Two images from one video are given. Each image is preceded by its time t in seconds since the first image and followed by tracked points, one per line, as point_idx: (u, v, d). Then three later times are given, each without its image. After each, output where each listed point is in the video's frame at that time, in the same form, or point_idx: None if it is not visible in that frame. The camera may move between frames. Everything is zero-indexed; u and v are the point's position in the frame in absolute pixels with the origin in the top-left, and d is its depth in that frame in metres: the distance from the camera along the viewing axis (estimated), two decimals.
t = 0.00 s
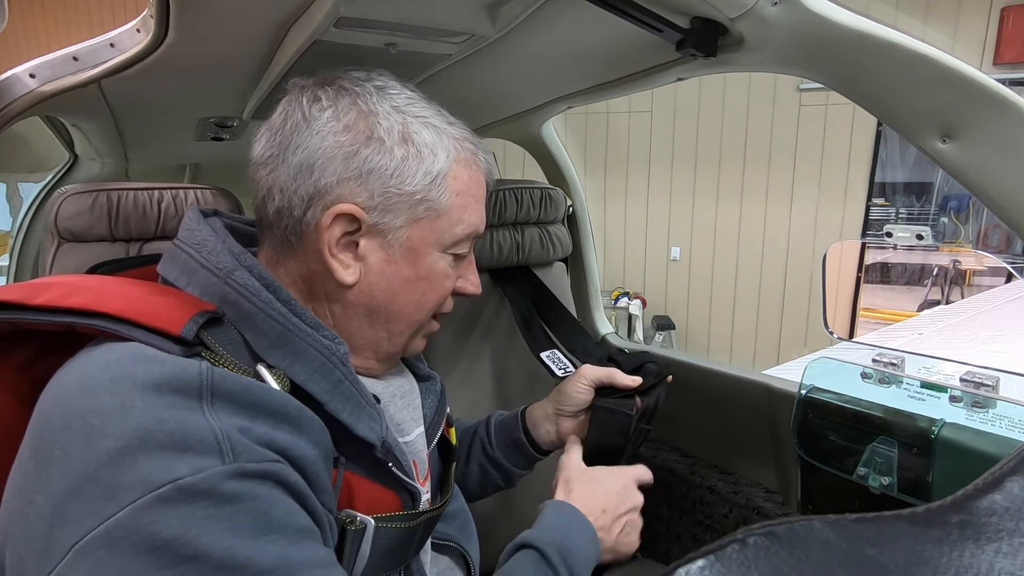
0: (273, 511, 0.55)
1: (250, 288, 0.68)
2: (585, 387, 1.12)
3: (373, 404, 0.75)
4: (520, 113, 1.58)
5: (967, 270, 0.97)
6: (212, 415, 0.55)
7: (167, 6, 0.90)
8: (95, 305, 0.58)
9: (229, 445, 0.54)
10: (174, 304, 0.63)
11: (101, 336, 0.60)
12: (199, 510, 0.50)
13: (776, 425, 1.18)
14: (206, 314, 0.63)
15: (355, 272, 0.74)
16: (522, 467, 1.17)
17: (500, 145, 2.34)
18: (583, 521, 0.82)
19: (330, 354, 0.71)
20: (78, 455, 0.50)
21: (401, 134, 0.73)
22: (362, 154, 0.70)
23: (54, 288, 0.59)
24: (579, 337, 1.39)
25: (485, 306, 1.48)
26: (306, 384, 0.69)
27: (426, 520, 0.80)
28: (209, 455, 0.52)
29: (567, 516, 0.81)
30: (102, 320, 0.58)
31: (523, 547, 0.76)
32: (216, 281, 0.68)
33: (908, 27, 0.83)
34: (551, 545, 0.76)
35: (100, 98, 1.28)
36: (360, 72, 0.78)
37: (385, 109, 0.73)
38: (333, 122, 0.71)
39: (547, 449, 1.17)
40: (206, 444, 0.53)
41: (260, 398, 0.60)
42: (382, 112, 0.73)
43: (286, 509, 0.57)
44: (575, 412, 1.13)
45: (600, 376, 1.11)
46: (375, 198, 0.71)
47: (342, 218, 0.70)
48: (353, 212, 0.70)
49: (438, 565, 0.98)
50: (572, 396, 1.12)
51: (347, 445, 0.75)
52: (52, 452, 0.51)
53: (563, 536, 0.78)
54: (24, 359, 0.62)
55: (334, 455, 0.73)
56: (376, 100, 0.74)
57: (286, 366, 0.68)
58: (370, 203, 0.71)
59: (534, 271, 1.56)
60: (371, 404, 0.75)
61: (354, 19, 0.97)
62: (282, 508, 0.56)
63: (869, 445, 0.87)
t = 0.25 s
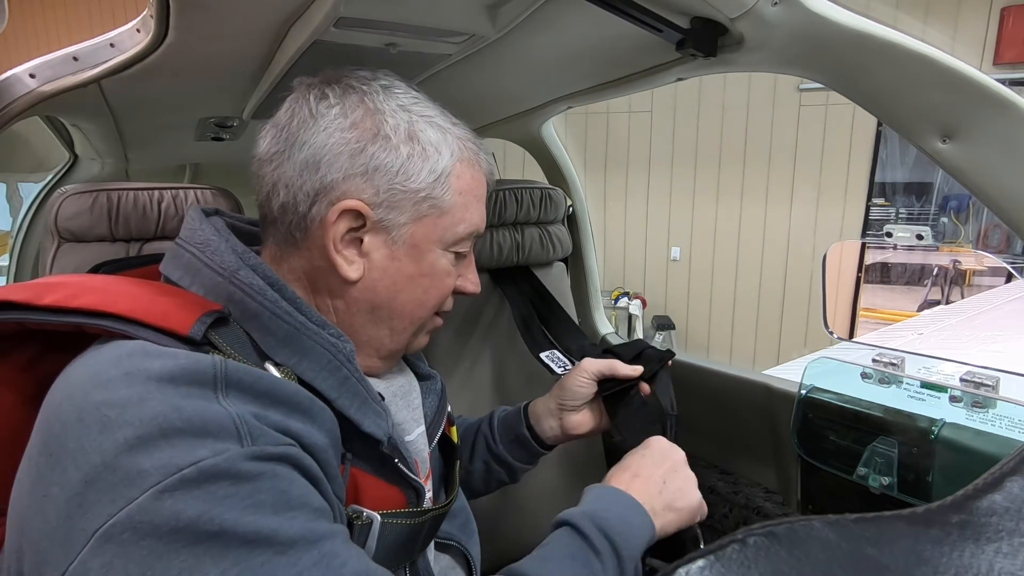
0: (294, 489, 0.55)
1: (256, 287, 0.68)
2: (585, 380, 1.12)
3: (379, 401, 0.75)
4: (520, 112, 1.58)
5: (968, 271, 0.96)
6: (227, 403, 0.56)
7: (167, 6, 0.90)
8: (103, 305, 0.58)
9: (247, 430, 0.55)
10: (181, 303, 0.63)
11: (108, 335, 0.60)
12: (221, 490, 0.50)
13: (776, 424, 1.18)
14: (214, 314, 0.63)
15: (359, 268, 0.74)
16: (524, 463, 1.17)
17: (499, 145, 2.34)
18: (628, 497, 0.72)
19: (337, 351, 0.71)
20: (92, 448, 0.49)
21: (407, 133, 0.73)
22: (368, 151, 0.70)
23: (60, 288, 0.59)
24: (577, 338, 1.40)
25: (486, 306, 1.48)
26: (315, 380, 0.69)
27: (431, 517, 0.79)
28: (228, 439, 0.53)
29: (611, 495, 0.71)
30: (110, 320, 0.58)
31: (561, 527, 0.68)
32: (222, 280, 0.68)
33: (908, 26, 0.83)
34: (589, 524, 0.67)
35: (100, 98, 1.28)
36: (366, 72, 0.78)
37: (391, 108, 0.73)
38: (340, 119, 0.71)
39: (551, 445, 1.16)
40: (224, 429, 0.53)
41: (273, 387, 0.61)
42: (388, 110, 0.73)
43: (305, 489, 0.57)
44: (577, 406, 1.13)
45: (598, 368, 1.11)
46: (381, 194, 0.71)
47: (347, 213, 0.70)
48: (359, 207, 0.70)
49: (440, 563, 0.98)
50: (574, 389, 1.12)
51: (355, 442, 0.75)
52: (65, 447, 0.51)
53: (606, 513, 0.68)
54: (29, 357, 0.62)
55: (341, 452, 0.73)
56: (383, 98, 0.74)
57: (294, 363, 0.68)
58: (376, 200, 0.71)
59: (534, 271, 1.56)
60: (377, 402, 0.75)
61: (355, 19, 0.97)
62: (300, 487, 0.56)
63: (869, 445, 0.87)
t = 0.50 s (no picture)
0: (294, 492, 0.56)
1: (262, 288, 0.68)
2: (591, 387, 1.12)
3: (382, 402, 0.76)
4: (520, 112, 1.58)
5: (967, 271, 0.96)
6: (230, 404, 0.56)
7: (167, 6, 0.90)
8: (109, 304, 0.58)
9: (249, 431, 0.55)
10: (186, 303, 0.63)
11: (112, 335, 0.60)
12: (223, 492, 0.50)
13: (776, 424, 1.18)
14: (218, 313, 0.63)
15: (365, 267, 0.74)
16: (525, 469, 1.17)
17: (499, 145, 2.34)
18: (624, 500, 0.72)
19: (340, 352, 0.71)
20: (97, 448, 0.49)
21: (414, 134, 0.73)
22: (376, 150, 0.70)
23: (63, 288, 0.59)
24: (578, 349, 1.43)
25: (486, 306, 1.48)
26: (318, 381, 0.69)
27: (432, 517, 0.79)
28: (231, 440, 0.53)
29: (607, 497, 0.72)
30: (116, 319, 0.58)
31: (556, 532, 0.68)
32: (225, 279, 0.68)
33: (908, 26, 0.83)
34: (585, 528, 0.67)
35: (100, 98, 1.28)
36: (373, 74, 0.78)
37: (398, 109, 0.74)
38: (348, 119, 0.71)
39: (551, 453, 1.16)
40: (227, 431, 0.53)
41: (277, 388, 0.61)
42: (396, 112, 0.73)
43: (305, 491, 0.57)
44: (581, 414, 1.13)
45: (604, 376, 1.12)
46: (387, 194, 0.71)
47: (355, 212, 0.70)
48: (365, 207, 0.70)
49: (440, 564, 0.98)
50: (579, 395, 1.12)
51: (358, 441, 0.75)
52: (71, 447, 0.51)
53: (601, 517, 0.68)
54: (32, 357, 0.62)
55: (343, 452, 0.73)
56: (391, 99, 0.74)
57: (297, 363, 0.68)
58: (382, 199, 0.71)
59: (534, 271, 1.56)
60: (379, 402, 0.75)
61: (355, 19, 0.97)
62: (300, 489, 0.56)
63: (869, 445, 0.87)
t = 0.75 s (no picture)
0: (276, 500, 0.55)
1: (254, 288, 0.68)
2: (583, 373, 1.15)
3: (374, 404, 0.75)
4: (520, 112, 1.58)
5: (968, 271, 0.95)
6: (216, 408, 0.55)
7: (167, 6, 0.90)
8: (98, 304, 0.58)
9: (232, 437, 0.54)
10: (177, 303, 0.63)
11: (102, 334, 0.60)
12: (202, 501, 0.50)
13: (776, 425, 1.18)
14: (208, 313, 0.63)
15: (360, 266, 0.73)
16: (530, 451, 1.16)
17: (500, 145, 2.34)
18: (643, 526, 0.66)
19: (331, 353, 0.70)
20: (81, 452, 0.50)
21: (409, 131, 0.73)
22: (370, 148, 0.71)
23: (55, 288, 0.59)
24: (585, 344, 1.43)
25: (486, 307, 1.48)
26: (308, 382, 0.69)
27: (425, 518, 0.79)
28: (212, 446, 0.53)
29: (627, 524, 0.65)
30: (104, 319, 0.58)
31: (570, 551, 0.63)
32: (219, 280, 0.68)
33: (908, 27, 0.83)
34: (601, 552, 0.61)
35: (99, 98, 1.28)
36: (368, 73, 0.78)
37: (393, 107, 0.74)
38: (342, 117, 0.72)
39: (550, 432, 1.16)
40: (210, 436, 0.53)
41: (264, 392, 0.60)
42: (390, 110, 0.73)
43: (288, 498, 0.56)
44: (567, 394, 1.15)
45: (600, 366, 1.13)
46: (381, 192, 0.71)
47: (349, 211, 0.70)
48: (359, 205, 0.70)
49: (438, 564, 0.98)
50: (566, 377, 1.16)
51: (348, 444, 0.75)
52: (56, 450, 0.51)
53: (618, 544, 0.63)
54: (25, 358, 0.62)
55: (335, 454, 0.73)
56: (385, 98, 0.74)
57: (288, 365, 0.68)
58: (376, 197, 0.71)
59: (534, 271, 1.56)
60: (371, 404, 0.75)
61: (354, 19, 0.97)
62: (283, 497, 0.56)
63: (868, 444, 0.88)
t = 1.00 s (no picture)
0: (283, 501, 0.55)
1: (259, 289, 0.68)
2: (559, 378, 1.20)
3: (376, 404, 0.76)
4: (520, 112, 1.58)
5: (968, 271, 0.95)
6: (222, 409, 0.55)
7: (167, 6, 0.90)
8: (104, 305, 0.58)
9: (239, 439, 0.54)
10: (183, 304, 0.63)
11: (108, 335, 0.60)
12: (210, 503, 0.50)
13: (776, 424, 1.18)
14: (213, 314, 0.63)
15: (360, 266, 0.73)
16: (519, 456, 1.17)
17: (499, 145, 2.34)
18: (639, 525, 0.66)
19: (335, 353, 0.71)
20: (89, 453, 0.50)
21: (407, 131, 0.73)
22: (369, 148, 0.71)
23: (61, 288, 0.59)
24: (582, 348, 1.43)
25: (487, 308, 1.48)
26: (313, 382, 0.69)
27: (429, 516, 0.79)
28: (219, 448, 0.52)
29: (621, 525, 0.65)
30: (110, 320, 0.58)
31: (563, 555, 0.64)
32: (223, 280, 0.68)
33: (908, 27, 0.83)
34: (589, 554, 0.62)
35: (99, 98, 1.28)
36: (368, 73, 0.78)
37: (392, 106, 0.74)
38: (341, 117, 0.71)
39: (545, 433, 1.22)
40: (217, 439, 0.53)
41: (270, 392, 0.61)
42: (389, 109, 0.73)
43: (294, 500, 0.57)
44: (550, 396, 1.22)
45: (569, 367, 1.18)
46: (381, 191, 0.71)
47: (349, 211, 0.70)
48: (358, 204, 0.70)
49: (439, 563, 0.98)
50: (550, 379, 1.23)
51: (352, 443, 0.75)
52: (63, 452, 0.51)
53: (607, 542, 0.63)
54: (27, 358, 0.62)
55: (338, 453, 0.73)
56: (384, 97, 0.74)
57: (293, 364, 0.68)
58: (376, 196, 0.71)
59: (534, 271, 1.56)
60: (373, 404, 0.75)
61: (354, 19, 0.97)
62: (290, 499, 0.56)
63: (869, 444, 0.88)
